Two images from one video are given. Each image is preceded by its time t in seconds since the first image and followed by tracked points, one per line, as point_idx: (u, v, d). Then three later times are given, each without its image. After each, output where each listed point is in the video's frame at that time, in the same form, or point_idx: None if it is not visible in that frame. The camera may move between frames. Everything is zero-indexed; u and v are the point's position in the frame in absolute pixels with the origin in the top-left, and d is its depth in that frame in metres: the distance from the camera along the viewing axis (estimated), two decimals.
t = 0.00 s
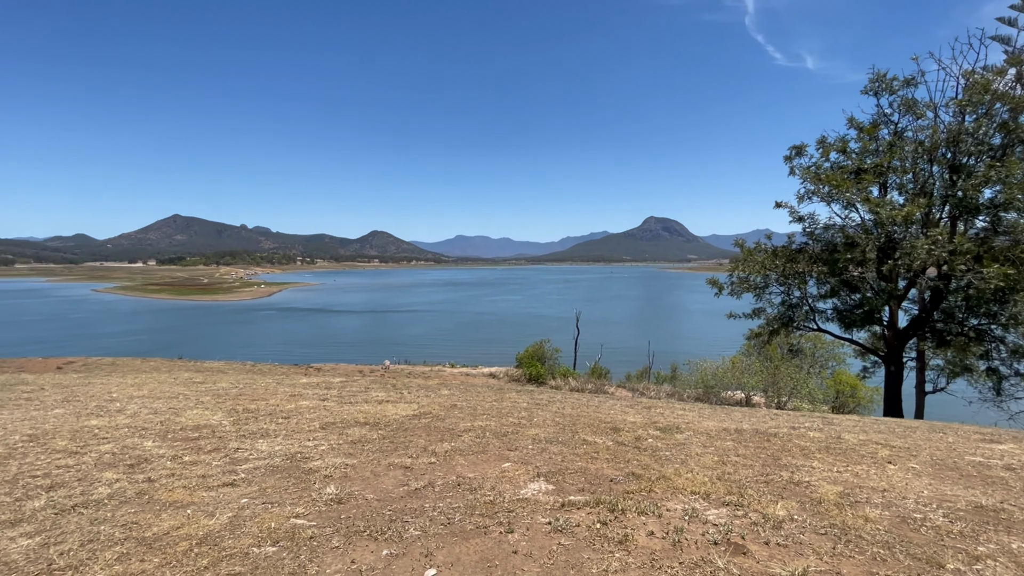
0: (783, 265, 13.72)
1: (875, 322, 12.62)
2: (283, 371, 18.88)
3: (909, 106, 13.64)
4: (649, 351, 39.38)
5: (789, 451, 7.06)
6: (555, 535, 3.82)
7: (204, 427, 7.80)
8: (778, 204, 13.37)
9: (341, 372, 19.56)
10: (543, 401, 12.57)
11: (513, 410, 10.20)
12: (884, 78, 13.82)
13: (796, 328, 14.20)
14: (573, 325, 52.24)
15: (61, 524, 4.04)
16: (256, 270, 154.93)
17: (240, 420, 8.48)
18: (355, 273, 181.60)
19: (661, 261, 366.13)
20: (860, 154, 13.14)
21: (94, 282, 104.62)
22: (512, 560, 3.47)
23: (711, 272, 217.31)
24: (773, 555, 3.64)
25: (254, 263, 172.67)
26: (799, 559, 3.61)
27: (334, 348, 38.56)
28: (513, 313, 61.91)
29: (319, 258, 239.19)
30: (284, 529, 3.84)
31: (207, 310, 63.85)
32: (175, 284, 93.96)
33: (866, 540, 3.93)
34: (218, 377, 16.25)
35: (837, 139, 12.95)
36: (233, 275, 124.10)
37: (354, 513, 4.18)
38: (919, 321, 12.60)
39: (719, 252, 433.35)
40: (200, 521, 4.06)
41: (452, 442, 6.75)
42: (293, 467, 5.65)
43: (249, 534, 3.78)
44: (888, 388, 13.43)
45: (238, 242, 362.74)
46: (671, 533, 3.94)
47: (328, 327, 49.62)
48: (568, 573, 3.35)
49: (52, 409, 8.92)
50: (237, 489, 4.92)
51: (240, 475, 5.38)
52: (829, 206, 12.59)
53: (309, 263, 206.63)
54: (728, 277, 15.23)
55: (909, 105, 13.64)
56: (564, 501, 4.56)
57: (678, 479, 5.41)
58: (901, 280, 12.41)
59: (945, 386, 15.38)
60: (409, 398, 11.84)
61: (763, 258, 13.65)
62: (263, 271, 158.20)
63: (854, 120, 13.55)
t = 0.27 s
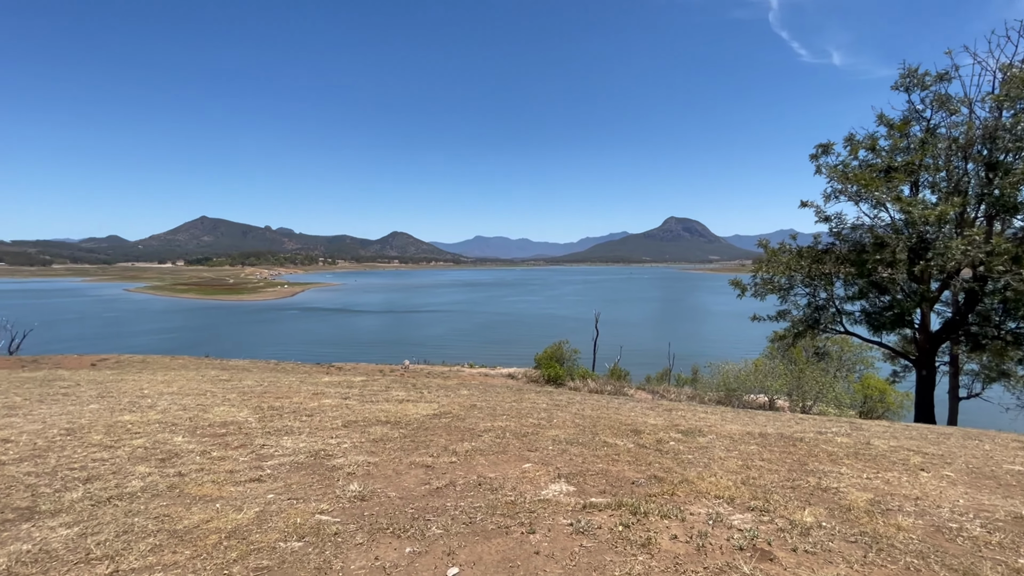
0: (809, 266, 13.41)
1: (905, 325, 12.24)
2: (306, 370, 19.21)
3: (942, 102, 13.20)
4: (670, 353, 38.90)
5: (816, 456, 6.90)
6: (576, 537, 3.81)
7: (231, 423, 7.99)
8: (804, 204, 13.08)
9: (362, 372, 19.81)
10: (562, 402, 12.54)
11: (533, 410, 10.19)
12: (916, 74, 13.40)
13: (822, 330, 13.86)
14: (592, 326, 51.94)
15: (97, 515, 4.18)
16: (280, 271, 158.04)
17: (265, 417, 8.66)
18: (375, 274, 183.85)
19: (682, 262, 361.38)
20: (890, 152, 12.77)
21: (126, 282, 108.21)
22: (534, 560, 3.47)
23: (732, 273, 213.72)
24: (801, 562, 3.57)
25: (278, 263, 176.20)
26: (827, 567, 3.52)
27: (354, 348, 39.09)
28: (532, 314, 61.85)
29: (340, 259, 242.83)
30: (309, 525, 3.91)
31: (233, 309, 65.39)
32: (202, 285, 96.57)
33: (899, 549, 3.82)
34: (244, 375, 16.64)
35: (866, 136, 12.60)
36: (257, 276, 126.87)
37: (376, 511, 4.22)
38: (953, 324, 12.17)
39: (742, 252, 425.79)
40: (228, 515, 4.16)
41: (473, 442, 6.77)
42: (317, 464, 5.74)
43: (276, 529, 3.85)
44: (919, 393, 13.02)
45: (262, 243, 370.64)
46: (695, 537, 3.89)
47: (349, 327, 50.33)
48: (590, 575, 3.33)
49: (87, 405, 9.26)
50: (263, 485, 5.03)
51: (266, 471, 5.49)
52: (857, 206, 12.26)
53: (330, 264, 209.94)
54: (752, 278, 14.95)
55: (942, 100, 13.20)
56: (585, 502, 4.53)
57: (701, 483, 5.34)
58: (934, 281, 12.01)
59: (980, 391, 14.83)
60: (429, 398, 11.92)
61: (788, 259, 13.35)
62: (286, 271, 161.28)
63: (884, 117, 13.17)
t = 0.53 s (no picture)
0: (837, 267, 13.06)
1: (940, 328, 11.82)
2: (330, 369, 19.55)
3: (980, 97, 12.72)
4: (692, 355, 38.36)
5: (846, 462, 6.71)
6: (601, 539, 3.79)
7: (259, 420, 8.19)
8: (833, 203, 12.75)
9: (384, 371, 20.06)
10: (584, 403, 12.48)
11: (554, 411, 10.17)
12: (952, 68, 12.94)
13: (851, 333, 13.49)
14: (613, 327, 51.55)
15: (135, 507, 4.32)
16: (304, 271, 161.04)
17: (292, 415, 8.85)
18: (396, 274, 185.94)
19: (705, 262, 355.81)
20: (924, 149, 12.35)
21: (159, 282, 111.73)
22: (558, 561, 3.47)
23: (757, 274, 209.51)
24: (833, 570, 3.48)
25: (302, 264, 179.74)
26: None
27: (376, 347, 39.59)
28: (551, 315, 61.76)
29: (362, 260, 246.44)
30: (337, 521, 3.98)
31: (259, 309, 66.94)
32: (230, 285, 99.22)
33: (937, 560, 3.69)
34: (270, 373, 17.02)
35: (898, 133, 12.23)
36: (283, 277, 129.69)
37: (402, 509, 4.28)
38: (991, 327, 11.71)
39: (767, 253, 416.82)
40: (259, 510, 4.26)
41: (495, 442, 6.79)
42: (342, 461, 5.84)
43: (305, 524, 3.93)
44: (955, 398, 12.56)
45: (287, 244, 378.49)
46: (722, 541, 3.83)
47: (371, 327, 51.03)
48: None
49: (123, 400, 9.60)
50: (292, 480, 5.14)
51: (294, 467, 5.61)
52: (889, 205, 11.90)
53: (353, 264, 213.23)
54: (777, 279, 14.64)
55: (980, 95, 12.71)
56: (610, 505, 4.51)
57: (728, 487, 5.25)
58: (971, 283, 11.57)
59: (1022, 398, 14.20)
60: (450, 397, 12.00)
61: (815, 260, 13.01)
62: (310, 272, 164.38)
63: (918, 113, 12.76)
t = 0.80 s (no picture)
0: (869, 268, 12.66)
1: (979, 331, 11.36)
2: (354, 368, 19.86)
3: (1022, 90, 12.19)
4: (716, 357, 37.71)
5: (880, 469, 6.51)
6: (628, 542, 3.76)
7: (287, 418, 8.38)
8: (864, 202, 12.38)
9: (407, 370, 20.28)
10: (606, 405, 12.40)
11: (577, 413, 10.13)
12: (992, 60, 12.44)
13: (884, 336, 13.07)
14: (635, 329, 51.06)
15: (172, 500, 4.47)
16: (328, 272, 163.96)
17: (319, 413, 9.02)
18: (418, 274, 187.75)
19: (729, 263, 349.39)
20: (962, 145, 11.90)
21: (191, 282, 115.42)
22: (586, 564, 3.46)
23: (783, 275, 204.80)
24: None
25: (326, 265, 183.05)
26: None
27: (399, 347, 40.04)
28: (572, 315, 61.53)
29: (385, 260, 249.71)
30: (366, 518, 4.05)
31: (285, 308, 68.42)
32: (257, 285, 101.65)
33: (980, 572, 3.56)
34: (296, 371, 17.39)
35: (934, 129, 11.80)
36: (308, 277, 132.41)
37: (429, 507, 4.33)
38: None
39: (794, 253, 406.91)
40: (290, 505, 4.37)
41: (519, 443, 6.80)
42: (369, 459, 5.93)
43: (334, 521, 4.00)
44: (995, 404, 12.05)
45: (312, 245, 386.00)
46: (752, 548, 3.76)
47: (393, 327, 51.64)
48: None
49: (158, 397, 9.94)
50: (321, 477, 5.25)
51: (323, 464, 5.72)
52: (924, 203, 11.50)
53: (375, 265, 216.21)
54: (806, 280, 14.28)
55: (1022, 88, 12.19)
56: (636, 508, 4.47)
57: (756, 492, 5.15)
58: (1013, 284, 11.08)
59: None
60: (473, 398, 12.07)
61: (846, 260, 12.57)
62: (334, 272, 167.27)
63: (955, 108, 12.30)
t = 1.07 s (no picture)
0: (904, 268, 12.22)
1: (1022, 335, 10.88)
2: (378, 367, 20.14)
3: None
4: (742, 359, 36.99)
5: (918, 477, 6.29)
6: (657, 545, 3.74)
7: (315, 415, 8.56)
8: (898, 199, 11.95)
9: (430, 370, 20.48)
10: (630, 406, 12.30)
11: (601, 414, 10.08)
12: None
13: (919, 338, 12.61)
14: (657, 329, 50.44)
15: (210, 493, 4.62)
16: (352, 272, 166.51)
17: (346, 411, 9.19)
18: (439, 275, 189.19)
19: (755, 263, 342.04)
20: (1003, 140, 11.40)
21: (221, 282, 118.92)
22: (614, 564, 3.45)
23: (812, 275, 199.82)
24: None
25: (350, 265, 186.12)
26: None
27: (421, 346, 40.44)
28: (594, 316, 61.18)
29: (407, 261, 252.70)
30: (395, 515, 4.11)
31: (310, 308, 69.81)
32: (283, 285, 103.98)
33: None
34: (323, 370, 17.74)
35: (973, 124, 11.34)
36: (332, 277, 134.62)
37: (457, 505, 4.37)
38: None
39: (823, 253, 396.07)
40: (322, 501, 4.47)
41: (544, 443, 6.80)
42: (396, 457, 6.02)
43: (365, 516, 4.09)
44: None
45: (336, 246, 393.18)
46: (786, 554, 3.69)
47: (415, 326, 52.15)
48: None
49: (193, 393, 10.27)
50: (350, 474, 5.35)
51: (351, 461, 5.84)
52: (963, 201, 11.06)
53: (398, 265, 218.83)
54: (836, 280, 13.90)
55: None
56: (664, 510, 4.44)
57: (788, 497, 5.04)
58: None
59: None
60: (496, 397, 12.11)
61: (879, 260, 12.11)
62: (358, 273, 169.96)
63: (996, 102, 11.80)
